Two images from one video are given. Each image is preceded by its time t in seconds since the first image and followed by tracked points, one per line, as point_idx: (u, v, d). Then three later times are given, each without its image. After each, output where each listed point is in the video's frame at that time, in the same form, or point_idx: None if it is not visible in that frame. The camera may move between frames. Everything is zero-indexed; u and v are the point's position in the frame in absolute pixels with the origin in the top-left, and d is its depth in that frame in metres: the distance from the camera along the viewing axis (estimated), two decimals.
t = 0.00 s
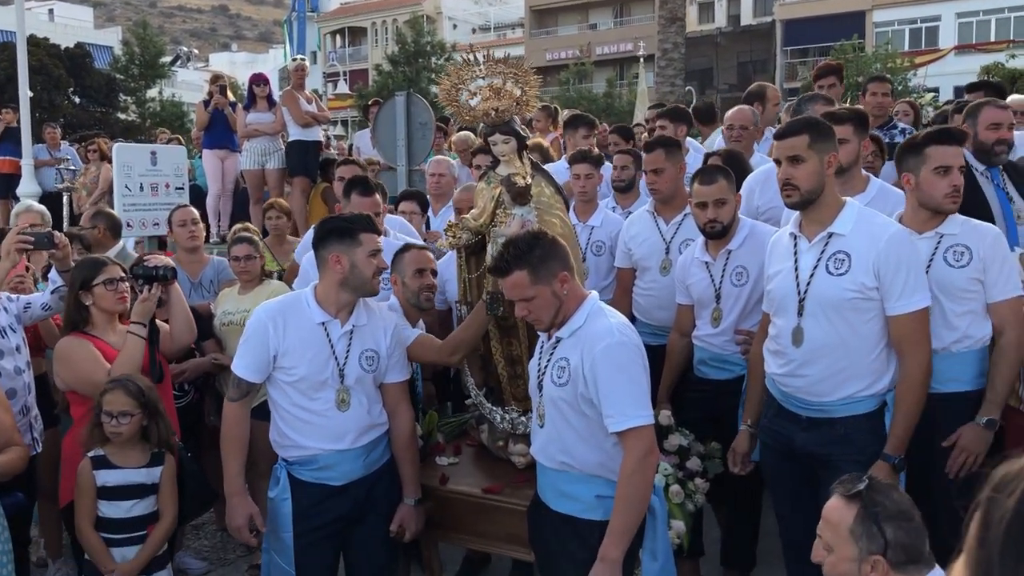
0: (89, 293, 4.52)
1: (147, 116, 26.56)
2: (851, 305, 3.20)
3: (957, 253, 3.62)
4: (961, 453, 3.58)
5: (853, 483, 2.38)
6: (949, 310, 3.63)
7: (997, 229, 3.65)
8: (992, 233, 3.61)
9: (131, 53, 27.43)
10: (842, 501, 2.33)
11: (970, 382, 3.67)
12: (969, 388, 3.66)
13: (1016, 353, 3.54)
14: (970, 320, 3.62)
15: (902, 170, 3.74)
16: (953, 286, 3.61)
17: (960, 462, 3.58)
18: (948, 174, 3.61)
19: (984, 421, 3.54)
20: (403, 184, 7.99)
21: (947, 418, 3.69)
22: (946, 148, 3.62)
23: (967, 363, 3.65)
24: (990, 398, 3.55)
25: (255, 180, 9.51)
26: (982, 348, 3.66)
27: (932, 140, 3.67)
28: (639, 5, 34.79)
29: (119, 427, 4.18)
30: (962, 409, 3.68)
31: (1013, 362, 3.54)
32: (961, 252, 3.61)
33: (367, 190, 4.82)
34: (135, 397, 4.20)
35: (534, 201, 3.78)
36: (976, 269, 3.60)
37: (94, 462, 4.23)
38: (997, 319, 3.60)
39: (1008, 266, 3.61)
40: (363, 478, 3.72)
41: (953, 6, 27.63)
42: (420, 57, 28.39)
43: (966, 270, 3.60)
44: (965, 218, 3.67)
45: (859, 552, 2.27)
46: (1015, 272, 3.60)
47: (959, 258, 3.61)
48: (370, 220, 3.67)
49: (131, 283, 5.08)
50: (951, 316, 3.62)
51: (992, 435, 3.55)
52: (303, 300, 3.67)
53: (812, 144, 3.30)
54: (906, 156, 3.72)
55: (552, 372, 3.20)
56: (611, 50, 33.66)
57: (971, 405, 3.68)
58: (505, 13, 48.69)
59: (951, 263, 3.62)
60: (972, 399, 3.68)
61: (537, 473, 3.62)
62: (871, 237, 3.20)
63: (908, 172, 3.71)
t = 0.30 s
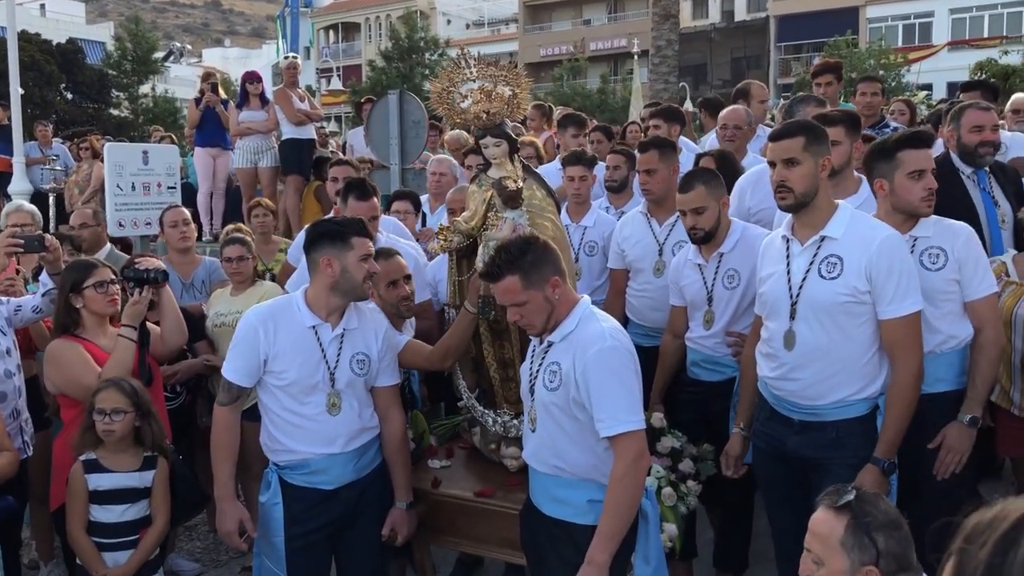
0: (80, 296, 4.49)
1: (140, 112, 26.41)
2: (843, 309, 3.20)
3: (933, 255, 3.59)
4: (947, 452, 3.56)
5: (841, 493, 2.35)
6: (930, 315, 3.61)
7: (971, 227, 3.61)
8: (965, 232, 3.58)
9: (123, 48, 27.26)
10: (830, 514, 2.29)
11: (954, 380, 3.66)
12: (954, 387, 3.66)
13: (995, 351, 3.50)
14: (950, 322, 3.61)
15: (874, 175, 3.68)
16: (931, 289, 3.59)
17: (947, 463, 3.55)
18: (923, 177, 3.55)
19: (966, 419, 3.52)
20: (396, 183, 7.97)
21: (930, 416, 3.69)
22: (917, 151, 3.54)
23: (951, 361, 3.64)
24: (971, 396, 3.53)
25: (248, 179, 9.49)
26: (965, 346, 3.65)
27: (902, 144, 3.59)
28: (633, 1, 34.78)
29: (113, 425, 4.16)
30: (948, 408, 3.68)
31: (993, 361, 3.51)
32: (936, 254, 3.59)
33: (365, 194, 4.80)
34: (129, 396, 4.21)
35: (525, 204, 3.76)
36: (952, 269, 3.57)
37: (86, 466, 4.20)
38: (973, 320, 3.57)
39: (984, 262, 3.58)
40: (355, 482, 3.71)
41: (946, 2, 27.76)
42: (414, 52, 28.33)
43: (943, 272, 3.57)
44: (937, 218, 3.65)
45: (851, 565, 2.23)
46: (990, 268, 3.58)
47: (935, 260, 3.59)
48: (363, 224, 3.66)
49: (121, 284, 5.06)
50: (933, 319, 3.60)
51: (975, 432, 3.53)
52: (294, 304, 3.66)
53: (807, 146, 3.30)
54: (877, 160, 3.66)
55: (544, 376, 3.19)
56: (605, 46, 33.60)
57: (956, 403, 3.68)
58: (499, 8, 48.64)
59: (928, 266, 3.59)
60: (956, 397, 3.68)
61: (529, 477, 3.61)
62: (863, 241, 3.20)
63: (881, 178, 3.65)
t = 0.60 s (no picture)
0: (72, 295, 4.48)
1: (132, 106, 26.24)
2: (836, 309, 3.20)
3: (924, 259, 3.62)
4: (937, 456, 3.53)
5: (831, 495, 2.37)
6: (922, 319, 3.63)
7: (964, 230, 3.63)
8: (957, 235, 3.61)
9: (114, 41, 27.12)
10: (822, 517, 2.30)
11: (944, 382, 3.67)
12: (945, 389, 3.67)
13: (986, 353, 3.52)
14: (942, 325, 3.62)
15: (867, 180, 3.67)
16: (922, 294, 3.62)
17: (939, 465, 3.53)
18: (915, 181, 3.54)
19: (955, 421, 3.51)
20: (390, 180, 7.96)
21: (921, 418, 3.70)
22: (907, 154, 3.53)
23: (941, 363, 3.65)
24: (959, 398, 3.53)
25: (241, 174, 9.50)
26: (958, 348, 3.66)
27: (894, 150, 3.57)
28: None
29: (103, 427, 4.14)
30: (938, 410, 3.68)
31: (982, 362, 3.52)
32: (928, 258, 3.61)
33: (350, 202, 4.77)
34: (118, 397, 4.18)
35: (518, 204, 3.75)
36: (943, 273, 3.60)
37: (74, 466, 4.20)
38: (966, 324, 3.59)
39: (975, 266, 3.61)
40: (348, 482, 3.71)
41: None
42: (407, 47, 28.26)
43: (934, 276, 3.60)
44: (929, 222, 3.68)
45: (846, 567, 2.23)
46: (982, 272, 3.60)
47: (926, 264, 3.61)
48: (358, 224, 3.65)
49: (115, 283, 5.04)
50: (925, 323, 3.62)
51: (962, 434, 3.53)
52: (287, 304, 3.65)
53: (801, 145, 3.29)
54: (869, 165, 3.65)
55: (539, 377, 3.19)
56: (598, 40, 33.60)
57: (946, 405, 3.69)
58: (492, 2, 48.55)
59: (919, 271, 3.62)
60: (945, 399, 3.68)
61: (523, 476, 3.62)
62: (855, 241, 3.21)
63: (873, 182, 3.64)
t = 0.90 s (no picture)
0: (62, 292, 4.46)
1: (122, 100, 26.05)
2: (824, 304, 3.22)
3: (925, 264, 3.55)
4: (927, 468, 3.52)
5: (818, 495, 2.40)
6: (921, 324, 3.57)
7: (972, 235, 3.54)
8: (963, 240, 3.53)
9: (103, 35, 26.95)
10: (811, 515, 2.32)
11: (944, 390, 3.62)
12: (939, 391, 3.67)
13: (983, 366, 3.45)
14: (941, 331, 3.56)
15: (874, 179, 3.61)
16: (922, 299, 3.56)
17: (927, 478, 3.52)
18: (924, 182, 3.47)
19: (943, 435, 3.47)
20: (381, 174, 7.96)
21: (918, 425, 3.66)
22: (918, 154, 3.47)
23: (941, 370, 3.60)
24: (952, 413, 3.48)
25: (232, 170, 9.41)
26: (958, 356, 3.60)
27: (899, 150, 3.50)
28: None
29: (88, 424, 4.13)
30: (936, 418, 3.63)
31: (979, 377, 3.45)
32: (930, 262, 3.54)
33: (333, 204, 4.83)
34: (103, 394, 4.17)
35: (509, 200, 3.77)
36: (945, 278, 3.53)
37: (61, 462, 4.19)
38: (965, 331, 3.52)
39: (982, 273, 3.51)
40: (341, 478, 3.72)
41: None
42: (398, 40, 28.18)
43: (935, 281, 3.53)
44: (937, 225, 3.60)
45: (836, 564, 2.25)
46: (988, 279, 3.50)
47: (927, 269, 3.54)
48: (350, 221, 3.65)
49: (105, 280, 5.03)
50: (923, 329, 3.57)
51: (954, 447, 3.48)
52: (279, 300, 3.65)
53: (794, 137, 3.30)
54: (876, 163, 3.58)
55: (531, 373, 3.20)
56: (590, 33, 33.56)
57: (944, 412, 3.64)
58: None
59: (920, 274, 3.55)
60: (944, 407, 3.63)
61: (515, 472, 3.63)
62: (844, 237, 3.22)
63: (880, 181, 3.58)
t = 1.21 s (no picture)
0: (48, 289, 4.44)
1: (109, 93, 25.84)
2: (807, 301, 3.24)
3: (934, 275, 3.39)
4: (932, 491, 3.37)
5: (802, 491, 2.43)
6: (924, 337, 3.42)
7: (992, 247, 3.33)
8: (979, 252, 3.32)
9: (89, 28, 26.73)
10: (796, 512, 2.35)
11: (954, 404, 3.43)
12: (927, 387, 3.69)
13: (990, 389, 3.28)
14: (946, 346, 3.39)
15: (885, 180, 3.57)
16: (927, 311, 3.40)
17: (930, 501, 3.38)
18: (916, 188, 3.39)
19: (948, 460, 3.32)
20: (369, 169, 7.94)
21: (922, 439, 3.50)
22: (920, 159, 3.40)
23: (949, 384, 3.42)
24: (958, 437, 3.32)
25: (219, 164, 9.41)
26: (969, 372, 3.41)
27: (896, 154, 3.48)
28: None
29: (72, 422, 4.12)
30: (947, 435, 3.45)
31: (985, 402, 3.29)
32: (938, 274, 3.38)
33: (326, 196, 4.78)
34: (88, 391, 4.15)
35: (498, 198, 3.78)
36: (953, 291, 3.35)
37: (46, 460, 4.17)
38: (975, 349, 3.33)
39: (997, 287, 3.29)
40: (330, 475, 3.73)
41: None
42: (387, 33, 28.08)
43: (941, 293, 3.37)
44: (957, 233, 3.40)
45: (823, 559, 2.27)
46: (1003, 295, 3.28)
47: (935, 281, 3.39)
48: (337, 217, 3.66)
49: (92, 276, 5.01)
50: (926, 342, 3.42)
51: (961, 474, 3.32)
52: (267, 297, 3.64)
53: (779, 134, 3.31)
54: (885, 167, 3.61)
55: (519, 371, 3.21)
56: (579, 25, 33.52)
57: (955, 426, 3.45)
58: None
59: (927, 286, 3.40)
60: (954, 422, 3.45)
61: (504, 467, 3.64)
62: (828, 233, 3.24)
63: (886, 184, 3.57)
